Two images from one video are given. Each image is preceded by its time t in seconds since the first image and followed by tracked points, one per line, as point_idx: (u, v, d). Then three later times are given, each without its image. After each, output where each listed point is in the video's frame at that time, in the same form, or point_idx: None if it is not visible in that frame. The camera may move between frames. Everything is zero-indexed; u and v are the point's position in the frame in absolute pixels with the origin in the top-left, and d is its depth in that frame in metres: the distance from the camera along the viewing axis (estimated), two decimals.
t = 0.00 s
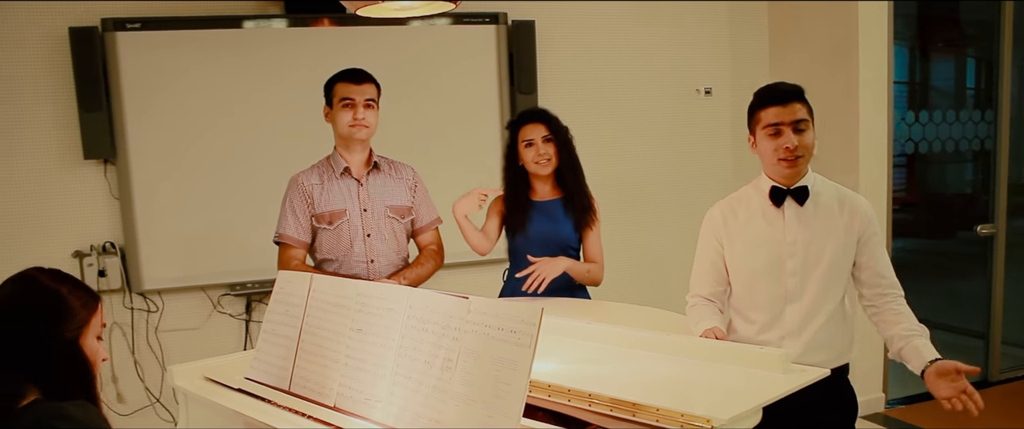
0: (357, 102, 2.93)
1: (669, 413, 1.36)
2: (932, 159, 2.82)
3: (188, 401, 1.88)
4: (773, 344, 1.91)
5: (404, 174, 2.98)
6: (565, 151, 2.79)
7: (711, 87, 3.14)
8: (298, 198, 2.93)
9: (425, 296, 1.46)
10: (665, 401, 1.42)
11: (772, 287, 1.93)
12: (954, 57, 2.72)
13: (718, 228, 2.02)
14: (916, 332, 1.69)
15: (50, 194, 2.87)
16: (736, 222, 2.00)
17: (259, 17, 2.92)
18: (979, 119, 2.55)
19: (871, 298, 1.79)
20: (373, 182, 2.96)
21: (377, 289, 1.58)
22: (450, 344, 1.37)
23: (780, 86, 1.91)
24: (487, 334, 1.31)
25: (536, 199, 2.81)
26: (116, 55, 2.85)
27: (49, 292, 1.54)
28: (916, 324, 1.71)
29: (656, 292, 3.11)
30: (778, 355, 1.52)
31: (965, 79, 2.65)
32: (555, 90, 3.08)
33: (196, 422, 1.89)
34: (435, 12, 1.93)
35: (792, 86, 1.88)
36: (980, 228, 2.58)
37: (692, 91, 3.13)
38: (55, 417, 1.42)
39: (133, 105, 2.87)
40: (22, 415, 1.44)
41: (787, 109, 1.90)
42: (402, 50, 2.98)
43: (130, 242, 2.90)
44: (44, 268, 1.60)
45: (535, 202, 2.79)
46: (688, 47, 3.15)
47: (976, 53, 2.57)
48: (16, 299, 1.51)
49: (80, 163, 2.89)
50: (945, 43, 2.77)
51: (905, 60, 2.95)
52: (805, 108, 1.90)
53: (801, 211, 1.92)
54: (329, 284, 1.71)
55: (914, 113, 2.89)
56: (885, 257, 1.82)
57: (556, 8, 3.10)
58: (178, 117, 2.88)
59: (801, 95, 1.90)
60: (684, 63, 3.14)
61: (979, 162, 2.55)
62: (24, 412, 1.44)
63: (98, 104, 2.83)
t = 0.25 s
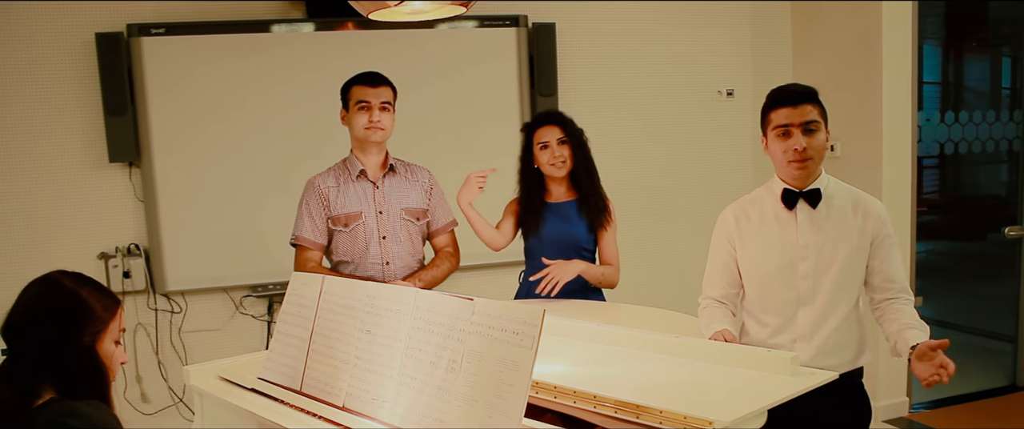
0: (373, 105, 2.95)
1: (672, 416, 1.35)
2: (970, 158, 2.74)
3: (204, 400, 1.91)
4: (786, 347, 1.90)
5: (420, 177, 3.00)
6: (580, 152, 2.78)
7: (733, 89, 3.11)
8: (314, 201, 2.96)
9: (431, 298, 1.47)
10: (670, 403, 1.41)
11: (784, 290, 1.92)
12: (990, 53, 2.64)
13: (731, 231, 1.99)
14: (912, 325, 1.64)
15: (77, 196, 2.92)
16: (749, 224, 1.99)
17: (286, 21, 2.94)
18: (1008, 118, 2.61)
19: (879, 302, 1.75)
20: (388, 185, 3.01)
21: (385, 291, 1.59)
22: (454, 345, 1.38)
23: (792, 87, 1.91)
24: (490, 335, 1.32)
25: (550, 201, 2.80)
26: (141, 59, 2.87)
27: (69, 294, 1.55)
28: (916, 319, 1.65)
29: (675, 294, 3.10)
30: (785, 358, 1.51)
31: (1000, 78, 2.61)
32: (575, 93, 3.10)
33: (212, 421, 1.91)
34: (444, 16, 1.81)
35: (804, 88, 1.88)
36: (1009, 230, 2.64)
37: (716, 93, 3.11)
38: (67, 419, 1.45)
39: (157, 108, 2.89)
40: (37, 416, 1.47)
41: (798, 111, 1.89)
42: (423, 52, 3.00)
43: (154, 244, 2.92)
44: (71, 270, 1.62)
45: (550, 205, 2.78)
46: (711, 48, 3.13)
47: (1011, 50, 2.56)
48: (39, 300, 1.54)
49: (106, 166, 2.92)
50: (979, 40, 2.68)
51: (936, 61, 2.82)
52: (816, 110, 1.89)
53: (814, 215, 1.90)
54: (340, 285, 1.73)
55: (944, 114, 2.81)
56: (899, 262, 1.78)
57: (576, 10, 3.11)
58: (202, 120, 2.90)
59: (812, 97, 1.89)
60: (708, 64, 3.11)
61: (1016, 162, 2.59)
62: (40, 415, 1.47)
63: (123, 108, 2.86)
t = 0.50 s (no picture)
0: (388, 108, 2.98)
1: (678, 417, 1.34)
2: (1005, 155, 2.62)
3: (222, 402, 1.93)
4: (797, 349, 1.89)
5: (435, 179, 3.01)
6: (598, 153, 2.80)
7: (755, 87, 3.03)
8: (331, 204, 2.99)
9: (439, 300, 1.48)
10: (678, 404, 1.40)
11: (798, 292, 1.90)
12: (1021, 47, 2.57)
13: (745, 232, 2.01)
14: (895, 338, 1.65)
15: (103, 201, 2.98)
16: (763, 226, 1.99)
17: (314, 25, 2.98)
18: None
19: (888, 309, 1.72)
20: (404, 187, 3.01)
21: (395, 293, 1.61)
22: (461, 347, 1.39)
23: (812, 86, 1.90)
24: (495, 337, 1.32)
25: (566, 202, 2.80)
26: (163, 66, 2.93)
27: (102, 301, 1.59)
28: (911, 335, 1.63)
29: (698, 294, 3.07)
30: (795, 358, 1.50)
31: None
32: (595, 93, 3.07)
33: (230, 422, 1.94)
34: (456, 18, 1.79)
35: (823, 88, 1.87)
36: None
37: (737, 91, 3.03)
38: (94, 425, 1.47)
39: (180, 114, 2.94)
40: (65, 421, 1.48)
41: (813, 110, 1.89)
42: (440, 54, 3.01)
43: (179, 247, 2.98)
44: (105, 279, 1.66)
45: (565, 205, 2.79)
46: (733, 43, 3.05)
47: None
48: (74, 306, 1.57)
49: (131, 171, 2.98)
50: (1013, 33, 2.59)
51: (969, 55, 2.72)
52: (833, 112, 1.88)
53: (828, 216, 1.88)
54: (352, 288, 1.74)
55: (984, 108, 2.68)
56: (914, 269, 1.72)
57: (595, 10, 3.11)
58: (225, 125, 2.95)
59: (831, 98, 1.88)
60: (730, 59, 3.04)
61: None
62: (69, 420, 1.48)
63: (147, 114, 2.91)
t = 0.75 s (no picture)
0: (407, 107, 2.98)
1: (688, 415, 1.34)
2: None
3: (244, 399, 1.97)
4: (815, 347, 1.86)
5: (456, 178, 3.01)
6: (620, 150, 2.79)
7: (782, 82, 3.10)
8: (352, 204, 2.97)
9: (452, 298, 1.49)
10: (689, 402, 1.39)
11: (816, 289, 1.87)
12: None
13: (763, 228, 1.96)
14: (903, 338, 1.68)
15: (133, 201, 3.04)
16: (782, 222, 1.94)
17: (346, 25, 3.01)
18: None
19: (909, 308, 1.74)
20: (425, 186, 2.98)
21: (409, 292, 1.62)
22: (472, 345, 1.40)
23: (848, 81, 1.87)
24: (506, 336, 1.33)
25: (588, 199, 2.80)
26: (190, 68, 2.97)
27: (141, 307, 1.51)
28: (923, 335, 1.67)
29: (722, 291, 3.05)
30: (810, 356, 1.49)
31: None
32: (620, 91, 3.07)
33: (251, 419, 1.97)
34: (470, 18, 1.74)
35: (859, 82, 1.84)
36: None
37: (749, 102, 3.08)
38: None
39: (206, 115, 2.99)
40: None
41: (845, 104, 1.87)
42: (463, 53, 3.03)
43: (207, 246, 3.03)
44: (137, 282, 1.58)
45: (585, 203, 2.79)
46: (755, 49, 3.10)
47: None
48: (109, 309, 1.49)
49: (160, 171, 3.04)
50: None
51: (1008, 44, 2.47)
52: (865, 108, 1.85)
53: (850, 213, 1.85)
54: (368, 286, 1.76)
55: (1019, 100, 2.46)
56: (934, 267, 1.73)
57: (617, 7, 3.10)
58: (251, 125, 3.00)
59: (865, 95, 1.85)
60: (751, 65, 3.08)
61: None
62: None
63: (175, 115, 2.97)
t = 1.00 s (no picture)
0: (428, 116, 3.01)
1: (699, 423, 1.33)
2: None
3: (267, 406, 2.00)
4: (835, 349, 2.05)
5: (478, 186, 3.04)
6: (642, 158, 2.92)
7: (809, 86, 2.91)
8: (375, 213, 3.06)
9: (467, 307, 1.51)
10: (701, 410, 1.38)
11: (836, 293, 2.06)
12: None
13: (780, 236, 2.20)
14: (934, 338, 1.78)
15: (164, 210, 3.10)
16: (797, 228, 2.18)
17: (376, 34, 3.02)
18: None
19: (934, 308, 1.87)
20: (446, 195, 3.08)
21: (425, 300, 1.64)
22: (485, 353, 1.41)
23: (869, 82, 2.03)
24: (517, 344, 1.35)
25: (610, 207, 2.94)
26: (218, 80, 3.03)
27: (151, 315, 1.68)
28: (952, 336, 1.77)
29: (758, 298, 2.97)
30: (825, 364, 1.48)
31: None
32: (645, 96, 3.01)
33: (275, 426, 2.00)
34: (487, 28, 1.72)
35: (878, 84, 2.00)
36: None
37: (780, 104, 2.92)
38: None
39: (234, 126, 3.04)
40: None
41: (864, 104, 2.03)
42: (485, 59, 3.01)
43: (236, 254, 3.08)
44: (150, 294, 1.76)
45: (608, 210, 2.92)
46: (784, 44, 2.96)
47: None
48: (122, 319, 1.66)
49: (189, 181, 3.10)
50: None
51: None
52: (883, 109, 2.01)
53: (864, 215, 2.05)
54: (387, 295, 1.78)
55: None
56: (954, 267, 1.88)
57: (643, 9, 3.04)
58: (277, 135, 3.03)
59: (884, 96, 2.00)
60: (779, 60, 2.93)
61: None
62: None
63: (204, 125, 3.02)
